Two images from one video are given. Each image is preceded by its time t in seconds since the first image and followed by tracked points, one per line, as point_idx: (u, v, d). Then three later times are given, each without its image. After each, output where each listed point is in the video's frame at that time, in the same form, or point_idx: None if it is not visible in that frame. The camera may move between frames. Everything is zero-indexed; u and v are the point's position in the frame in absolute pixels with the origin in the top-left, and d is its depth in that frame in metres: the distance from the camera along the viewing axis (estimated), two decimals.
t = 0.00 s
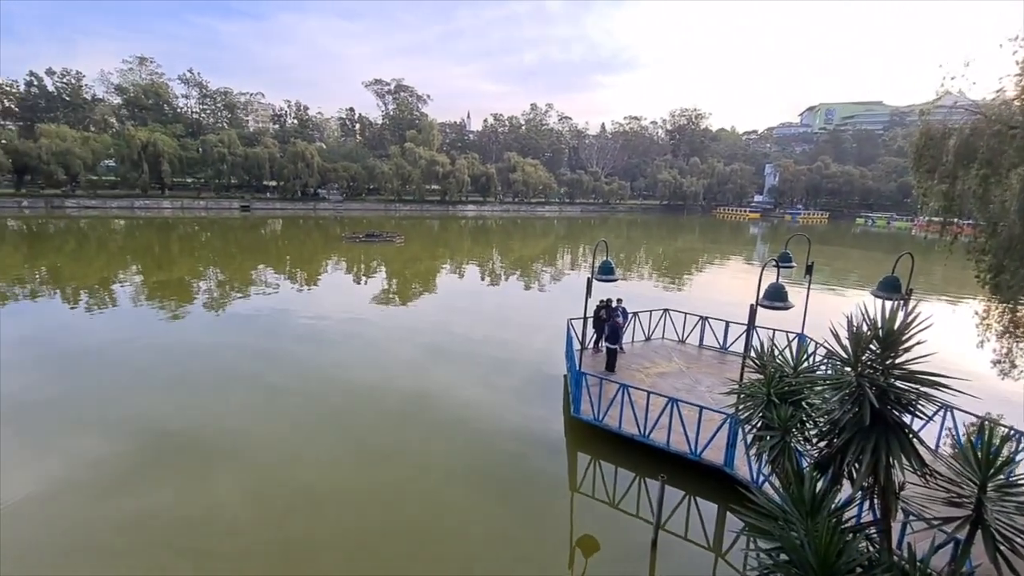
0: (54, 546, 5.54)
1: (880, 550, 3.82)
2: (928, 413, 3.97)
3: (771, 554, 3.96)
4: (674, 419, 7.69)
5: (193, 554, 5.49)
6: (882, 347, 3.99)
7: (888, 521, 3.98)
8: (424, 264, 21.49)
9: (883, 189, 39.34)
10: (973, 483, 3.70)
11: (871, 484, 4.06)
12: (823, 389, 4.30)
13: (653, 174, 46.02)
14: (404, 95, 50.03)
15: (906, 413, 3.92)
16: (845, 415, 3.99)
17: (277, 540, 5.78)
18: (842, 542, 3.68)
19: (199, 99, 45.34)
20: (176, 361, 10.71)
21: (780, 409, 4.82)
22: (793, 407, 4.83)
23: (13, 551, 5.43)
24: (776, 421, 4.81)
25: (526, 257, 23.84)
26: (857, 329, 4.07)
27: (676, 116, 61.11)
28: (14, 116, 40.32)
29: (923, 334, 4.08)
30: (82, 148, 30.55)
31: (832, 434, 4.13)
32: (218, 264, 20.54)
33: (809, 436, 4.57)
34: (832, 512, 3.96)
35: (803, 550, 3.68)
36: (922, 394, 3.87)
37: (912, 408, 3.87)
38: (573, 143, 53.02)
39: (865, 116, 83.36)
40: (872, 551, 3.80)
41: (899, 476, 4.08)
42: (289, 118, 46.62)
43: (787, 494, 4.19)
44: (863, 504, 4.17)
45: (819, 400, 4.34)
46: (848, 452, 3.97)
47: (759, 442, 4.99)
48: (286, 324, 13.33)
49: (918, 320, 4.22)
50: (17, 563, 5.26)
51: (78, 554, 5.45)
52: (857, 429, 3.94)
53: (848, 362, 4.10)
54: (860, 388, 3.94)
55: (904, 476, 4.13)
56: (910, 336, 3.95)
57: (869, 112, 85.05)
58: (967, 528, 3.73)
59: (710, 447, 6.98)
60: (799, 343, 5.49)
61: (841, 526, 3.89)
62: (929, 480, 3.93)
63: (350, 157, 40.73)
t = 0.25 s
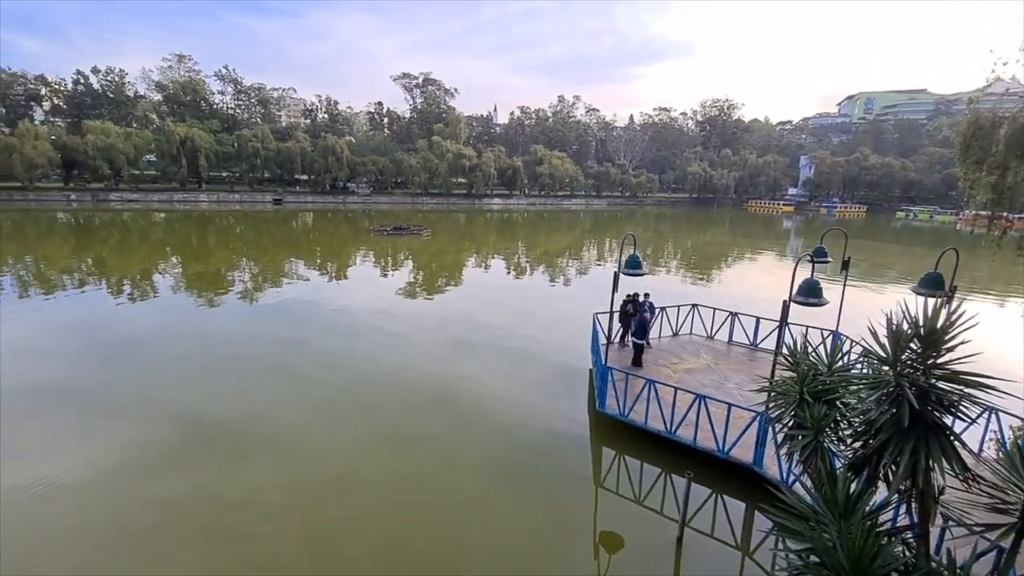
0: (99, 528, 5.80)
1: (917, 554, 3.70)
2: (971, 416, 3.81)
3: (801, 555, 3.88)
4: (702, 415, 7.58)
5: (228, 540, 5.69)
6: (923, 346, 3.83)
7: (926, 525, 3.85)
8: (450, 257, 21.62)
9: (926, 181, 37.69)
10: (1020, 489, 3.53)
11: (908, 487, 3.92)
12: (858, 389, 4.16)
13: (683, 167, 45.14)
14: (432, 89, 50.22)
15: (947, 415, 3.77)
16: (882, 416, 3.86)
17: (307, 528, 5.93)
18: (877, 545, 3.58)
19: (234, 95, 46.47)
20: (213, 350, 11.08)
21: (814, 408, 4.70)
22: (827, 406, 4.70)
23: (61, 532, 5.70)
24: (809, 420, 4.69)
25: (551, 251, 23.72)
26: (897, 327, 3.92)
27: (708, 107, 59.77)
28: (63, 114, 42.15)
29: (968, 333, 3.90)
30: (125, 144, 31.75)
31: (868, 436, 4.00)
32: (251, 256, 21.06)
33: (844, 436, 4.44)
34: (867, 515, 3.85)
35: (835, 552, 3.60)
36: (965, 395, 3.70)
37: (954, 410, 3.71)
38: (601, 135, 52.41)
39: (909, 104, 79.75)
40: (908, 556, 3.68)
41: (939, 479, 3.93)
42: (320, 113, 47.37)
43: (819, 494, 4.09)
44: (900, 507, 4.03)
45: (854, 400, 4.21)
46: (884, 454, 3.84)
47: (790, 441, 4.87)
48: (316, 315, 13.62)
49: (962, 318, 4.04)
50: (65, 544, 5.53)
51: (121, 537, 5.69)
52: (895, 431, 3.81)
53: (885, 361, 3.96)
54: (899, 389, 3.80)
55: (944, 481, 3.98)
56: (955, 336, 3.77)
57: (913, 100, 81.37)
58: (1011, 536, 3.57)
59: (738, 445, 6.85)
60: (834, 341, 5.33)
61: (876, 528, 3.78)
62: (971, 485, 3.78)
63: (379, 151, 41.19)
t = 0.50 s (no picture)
0: (141, 506, 6.05)
1: (961, 563, 3.54)
2: None
3: (836, 558, 3.76)
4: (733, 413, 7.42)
5: (261, 522, 5.86)
6: (972, 347, 3.63)
7: (972, 534, 3.67)
8: (478, 250, 21.69)
9: (979, 173, 35.76)
10: None
11: (954, 493, 3.74)
12: (901, 389, 3.98)
13: (717, 159, 44.07)
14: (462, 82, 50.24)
15: (998, 419, 3.58)
16: (926, 419, 3.69)
17: (337, 513, 6.05)
18: (917, 552, 3.45)
19: (271, 91, 47.61)
20: (249, 338, 11.41)
21: (852, 408, 4.53)
22: (867, 406, 4.52)
23: (107, 510, 5.97)
24: (846, 421, 4.53)
25: (580, 244, 23.55)
26: (945, 327, 3.73)
27: (744, 97, 58.08)
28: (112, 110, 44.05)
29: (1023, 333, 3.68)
30: (169, 138, 32.90)
31: (910, 438, 3.83)
32: (286, 248, 21.60)
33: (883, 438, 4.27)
34: (907, 520, 3.70)
35: (873, 558, 3.48)
36: (1019, 400, 3.50)
37: (1005, 414, 3.51)
38: (633, 127, 51.61)
39: (962, 92, 75.63)
40: (952, 565, 3.52)
41: (988, 486, 3.74)
42: (353, 107, 48.06)
43: (856, 497, 3.96)
44: (943, 514, 3.86)
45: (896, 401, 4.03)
46: (927, 458, 3.68)
47: (827, 441, 4.71)
48: (347, 306, 13.86)
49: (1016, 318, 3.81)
50: (110, 520, 5.79)
51: (161, 515, 5.92)
52: (941, 435, 3.63)
53: (931, 362, 3.78)
54: (946, 391, 3.62)
55: (993, 488, 3.78)
56: (1010, 337, 3.55)
57: (966, 88, 77.14)
58: None
59: (770, 444, 6.68)
60: (876, 339, 5.10)
61: (917, 535, 3.63)
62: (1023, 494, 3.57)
63: (409, 144, 41.53)
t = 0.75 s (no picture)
0: (171, 491, 6.24)
1: (996, 570, 3.42)
2: None
3: (863, 562, 3.66)
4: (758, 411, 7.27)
5: (285, 509, 5.98)
6: (1014, 348, 3.47)
7: (1009, 541, 3.52)
8: (499, 244, 21.66)
9: None
10: None
11: (991, 499, 3.59)
12: (936, 390, 3.83)
13: (745, 152, 43.11)
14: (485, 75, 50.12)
15: None
16: (963, 422, 3.54)
17: (358, 504, 6.13)
18: (951, 558, 3.32)
19: (298, 86, 48.32)
20: (276, 329, 11.66)
21: (883, 409, 4.37)
22: (900, 408, 4.36)
23: (140, 494, 6.18)
24: (877, 422, 4.38)
25: (603, 238, 23.35)
26: (985, 326, 3.56)
27: (774, 88, 56.63)
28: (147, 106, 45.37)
29: None
30: (200, 133, 33.68)
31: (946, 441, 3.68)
32: (312, 241, 21.93)
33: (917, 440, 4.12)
34: (940, 525, 3.56)
35: (903, 563, 3.36)
36: None
37: None
38: (658, 120, 50.83)
39: (1007, 81, 72.21)
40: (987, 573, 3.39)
41: None
42: (377, 101, 48.45)
43: (885, 500, 3.84)
44: (979, 520, 3.72)
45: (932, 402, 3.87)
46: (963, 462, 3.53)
47: (856, 442, 4.57)
48: (371, 299, 14.02)
49: None
50: (143, 504, 5.99)
51: (191, 500, 6.11)
52: (978, 438, 3.49)
53: (969, 363, 3.62)
54: (985, 393, 3.47)
55: None
56: None
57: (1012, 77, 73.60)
58: None
59: (796, 444, 6.53)
60: (910, 338, 4.91)
61: (951, 541, 3.50)
62: None
63: (433, 139, 41.69)
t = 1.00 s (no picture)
0: (201, 474, 6.40)
1: None
2: None
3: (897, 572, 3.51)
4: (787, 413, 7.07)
5: (310, 495, 6.08)
6: None
7: None
8: (524, 239, 21.62)
9: None
10: None
11: None
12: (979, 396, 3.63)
13: (777, 147, 41.97)
14: (512, 69, 49.97)
15: None
16: (1008, 429, 3.35)
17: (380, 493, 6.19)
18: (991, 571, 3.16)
19: (329, 81, 49.03)
20: (304, 319, 11.88)
21: (921, 414, 4.18)
22: (939, 413, 4.16)
23: (171, 476, 6.35)
24: (914, 427, 4.19)
25: (629, 234, 23.07)
26: None
27: (810, 81, 54.94)
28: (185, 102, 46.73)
29: None
30: (234, 128, 34.52)
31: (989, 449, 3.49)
32: (340, 234, 22.25)
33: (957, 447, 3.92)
34: (981, 537, 3.39)
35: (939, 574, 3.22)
36: None
37: None
38: (688, 113, 49.88)
39: None
40: None
41: None
42: (406, 96, 48.81)
43: (921, 509, 3.67)
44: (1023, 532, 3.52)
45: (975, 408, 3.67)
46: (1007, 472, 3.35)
47: (890, 447, 4.38)
48: (396, 292, 14.16)
49: None
50: (174, 486, 6.16)
51: (220, 483, 6.25)
52: None
53: (1016, 367, 3.41)
54: None
55: None
56: None
57: None
58: None
59: (826, 447, 6.33)
60: (951, 341, 4.68)
61: (991, 553, 3.33)
62: None
63: (459, 133, 41.83)
